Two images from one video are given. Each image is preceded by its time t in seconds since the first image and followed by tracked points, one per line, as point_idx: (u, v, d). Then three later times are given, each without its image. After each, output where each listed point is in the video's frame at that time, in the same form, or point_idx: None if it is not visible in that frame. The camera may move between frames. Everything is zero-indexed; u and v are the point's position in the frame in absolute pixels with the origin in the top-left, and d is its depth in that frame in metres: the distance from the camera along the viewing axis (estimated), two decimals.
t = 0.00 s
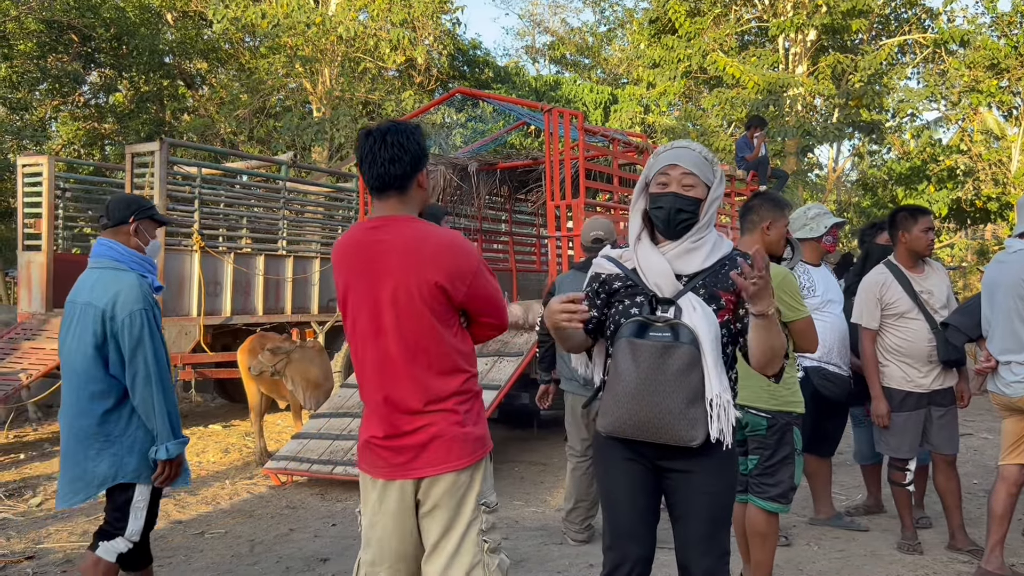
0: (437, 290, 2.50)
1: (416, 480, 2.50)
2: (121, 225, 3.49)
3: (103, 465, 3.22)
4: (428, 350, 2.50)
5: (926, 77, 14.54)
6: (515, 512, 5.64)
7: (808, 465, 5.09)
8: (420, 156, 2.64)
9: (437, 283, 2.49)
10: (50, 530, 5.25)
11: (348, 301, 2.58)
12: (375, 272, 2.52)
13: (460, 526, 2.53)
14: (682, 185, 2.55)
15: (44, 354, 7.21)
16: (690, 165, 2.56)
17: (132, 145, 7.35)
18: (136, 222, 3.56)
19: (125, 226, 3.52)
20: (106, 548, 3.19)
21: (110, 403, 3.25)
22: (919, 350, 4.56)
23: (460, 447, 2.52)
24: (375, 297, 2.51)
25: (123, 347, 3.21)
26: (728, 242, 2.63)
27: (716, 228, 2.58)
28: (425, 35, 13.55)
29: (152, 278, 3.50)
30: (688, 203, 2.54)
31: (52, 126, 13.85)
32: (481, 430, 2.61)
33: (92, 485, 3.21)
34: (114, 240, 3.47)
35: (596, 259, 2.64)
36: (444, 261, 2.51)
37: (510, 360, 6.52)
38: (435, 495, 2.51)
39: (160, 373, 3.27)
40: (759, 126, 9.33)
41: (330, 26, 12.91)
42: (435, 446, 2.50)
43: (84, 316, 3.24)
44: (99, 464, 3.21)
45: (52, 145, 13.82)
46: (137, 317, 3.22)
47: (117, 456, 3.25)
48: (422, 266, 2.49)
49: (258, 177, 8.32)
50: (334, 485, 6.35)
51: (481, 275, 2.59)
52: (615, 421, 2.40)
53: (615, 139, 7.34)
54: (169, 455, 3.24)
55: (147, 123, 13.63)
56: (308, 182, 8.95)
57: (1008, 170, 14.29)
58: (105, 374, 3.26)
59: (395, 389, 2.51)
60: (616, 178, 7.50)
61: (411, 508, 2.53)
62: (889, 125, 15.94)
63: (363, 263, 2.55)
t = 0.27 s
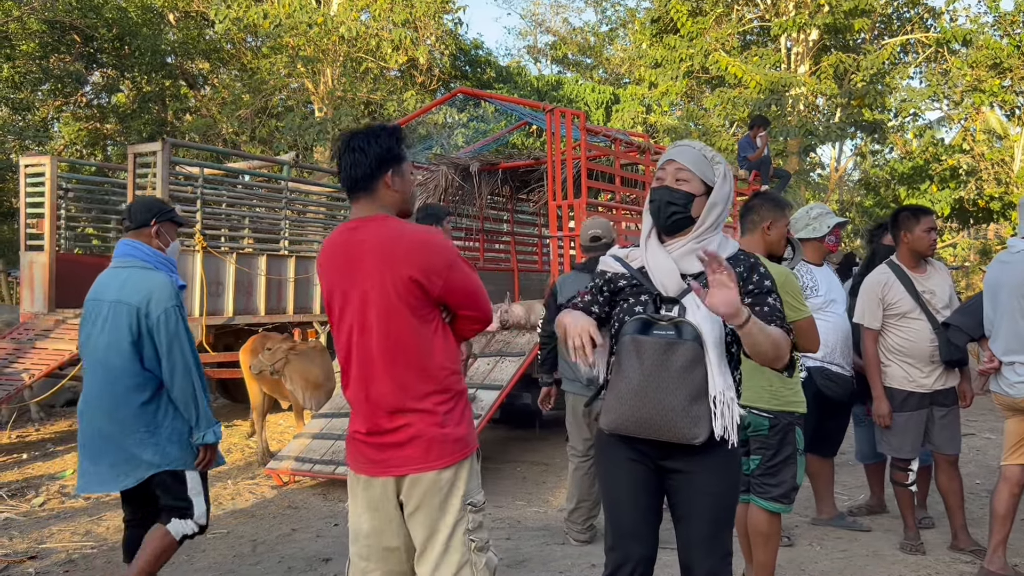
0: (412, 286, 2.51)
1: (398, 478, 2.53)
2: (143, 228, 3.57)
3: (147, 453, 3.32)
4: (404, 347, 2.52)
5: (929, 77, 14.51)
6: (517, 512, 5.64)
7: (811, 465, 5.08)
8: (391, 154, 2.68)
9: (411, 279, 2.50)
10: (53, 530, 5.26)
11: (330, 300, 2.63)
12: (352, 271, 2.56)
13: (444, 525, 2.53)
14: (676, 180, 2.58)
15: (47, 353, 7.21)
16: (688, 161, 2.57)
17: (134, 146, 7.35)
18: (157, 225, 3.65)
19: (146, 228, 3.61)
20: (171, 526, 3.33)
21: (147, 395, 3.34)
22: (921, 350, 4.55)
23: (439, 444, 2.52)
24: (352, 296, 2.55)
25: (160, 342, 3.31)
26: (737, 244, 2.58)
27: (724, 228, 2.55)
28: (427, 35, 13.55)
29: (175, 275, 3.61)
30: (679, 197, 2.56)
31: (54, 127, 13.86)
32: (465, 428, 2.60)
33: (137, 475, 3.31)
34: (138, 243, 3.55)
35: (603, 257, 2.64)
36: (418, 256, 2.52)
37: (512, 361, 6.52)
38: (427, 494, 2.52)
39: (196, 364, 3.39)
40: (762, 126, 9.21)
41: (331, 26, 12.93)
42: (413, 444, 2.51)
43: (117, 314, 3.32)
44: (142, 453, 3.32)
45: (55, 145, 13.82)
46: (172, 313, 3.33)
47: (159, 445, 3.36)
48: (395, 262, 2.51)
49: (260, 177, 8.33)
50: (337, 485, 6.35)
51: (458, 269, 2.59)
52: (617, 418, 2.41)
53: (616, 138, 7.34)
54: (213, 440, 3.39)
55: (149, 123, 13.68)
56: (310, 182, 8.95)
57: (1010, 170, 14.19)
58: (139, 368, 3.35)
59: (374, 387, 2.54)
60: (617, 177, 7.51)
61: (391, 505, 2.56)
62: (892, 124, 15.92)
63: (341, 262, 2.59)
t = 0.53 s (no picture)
0: (390, 286, 2.53)
1: (383, 477, 2.57)
2: (165, 230, 3.72)
3: (182, 444, 3.42)
4: (384, 348, 2.54)
5: (930, 77, 14.51)
6: (519, 512, 5.64)
7: (812, 464, 5.08)
8: (366, 156, 2.70)
9: (388, 279, 2.52)
10: (55, 531, 5.27)
11: (315, 302, 2.67)
12: (334, 272, 2.60)
13: (433, 528, 2.57)
14: (686, 182, 2.59)
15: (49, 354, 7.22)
16: (699, 161, 2.57)
17: (136, 146, 7.36)
18: (178, 227, 3.79)
19: (168, 230, 3.76)
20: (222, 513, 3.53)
21: (181, 389, 3.46)
22: (922, 350, 4.55)
23: (420, 444, 2.54)
24: (333, 297, 2.59)
25: (192, 336, 3.44)
26: (746, 247, 2.59)
27: (735, 231, 2.55)
28: (429, 35, 13.55)
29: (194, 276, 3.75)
30: (688, 199, 2.57)
31: (57, 127, 13.87)
32: (449, 429, 2.61)
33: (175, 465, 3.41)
34: (160, 245, 3.68)
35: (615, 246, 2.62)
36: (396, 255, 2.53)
37: (514, 360, 6.52)
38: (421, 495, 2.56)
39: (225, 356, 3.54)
40: (763, 125, 9.39)
41: (333, 27, 12.95)
42: (394, 445, 2.54)
43: (148, 313, 3.43)
44: (178, 444, 3.42)
45: (57, 145, 13.83)
46: (202, 308, 3.48)
47: (193, 436, 3.47)
48: (373, 262, 2.52)
49: (262, 177, 8.34)
50: (339, 485, 6.35)
51: (437, 268, 2.59)
52: (611, 416, 2.41)
53: (618, 138, 7.34)
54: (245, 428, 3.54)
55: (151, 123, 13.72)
56: (312, 182, 8.96)
57: (1011, 170, 14.19)
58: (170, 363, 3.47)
59: (355, 388, 2.57)
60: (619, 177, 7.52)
61: (379, 504, 2.62)
62: (894, 124, 15.91)
63: (324, 264, 2.63)
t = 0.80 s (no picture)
0: (372, 288, 2.52)
1: (370, 477, 2.59)
2: (199, 234, 3.81)
3: (217, 444, 3.46)
4: (367, 351, 2.55)
5: (931, 77, 14.50)
6: (520, 513, 5.64)
7: (813, 465, 5.08)
8: (356, 158, 2.71)
9: (369, 281, 2.52)
10: (57, 531, 5.27)
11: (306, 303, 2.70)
12: (322, 274, 2.62)
13: (420, 529, 2.57)
14: (693, 181, 2.58)
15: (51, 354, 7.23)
16: (706, 160, 2.56)
17: (138, 146, 7.38)
18: (212, 231, 3.89)
19: (203, 234, 3.85)
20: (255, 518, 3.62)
21: (219, 390, 3.50)
22: (924, 350, 4.55)
23: (403, 446, 2.54)
24: (320, 300, 2.61)
25: (233, 338, 3.49)
26: (753, 248, 2.59)
27: (742, 233, 2.55)
28: (430, 35, 13.55)
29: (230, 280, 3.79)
30: (694, 198, 2.56)
31: (58, 127, 13.88)
32: (435, 430, 2.60)
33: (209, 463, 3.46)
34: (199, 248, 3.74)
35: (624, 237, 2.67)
36: (378, 258, 2.52)
37: (515, 360, 6.51)
38: (414, 496, 2.57)
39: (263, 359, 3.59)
40: (764, 126, 9.31)
41: (335, 27, 12.97)
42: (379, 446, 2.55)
43: (192, 314, 3.47)
44: (212, 444, 3.46)
45: (58, 146, 13.82)
46: (245, 311, 3.53)
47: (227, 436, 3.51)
48: (355, 265, 2.53)
49: (263, 178, 8.34)
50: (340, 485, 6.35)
51: (421, 269, 2.57)
52: (605, 413, 2.43)
53: (619, 138, 7.34)
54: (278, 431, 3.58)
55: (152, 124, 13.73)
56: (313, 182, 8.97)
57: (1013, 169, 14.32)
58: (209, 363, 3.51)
59: (342, 389, 2.59)
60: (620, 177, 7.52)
61: (370, 504, 2.67)
62: (895, 124, 15.89)
63: (312, 267, 2.65)
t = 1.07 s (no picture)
0: (367, 290, 2.52)
1: (366, 476, 2.59)
2: (244, 240, 3.92)
3: (272, 443, 3.53)
4: (364, 353, 2.54)
5: (932, 76, 14.48)
6: (521, 512, 5.64)
7: (815, 464, 5.07)
8: (353, 160, 2.71)
9: (365, 283, 2.51)
10: (59, 531, 5.27)
11: (304, 305, 2.71)
12: (318, 277, 2.62)
13: (415, 528, 2.57)
14: (688, 173, 2.60)
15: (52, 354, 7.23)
16: (703, 154, 2.57)
17: (139, 146, 7.38)
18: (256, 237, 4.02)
19: (248, 240, 3.97)
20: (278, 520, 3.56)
21: (273, 392, 3.56)
22: (925, 349, 4.55)
23: (399, 446, 2.54)
24: (317, 302, 2.61)
25: (290, 341, 3.57)
26: (750, 244, 2.59)
27: (740, 229, 2.55)
28: (431, 35, 13.56)
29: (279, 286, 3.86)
30: (689, 189, 2.58)
31: (59, 128, 13.89)
32: (432, 431, 2.59)
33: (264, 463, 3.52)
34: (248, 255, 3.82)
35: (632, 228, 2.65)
36: (372, 260, 2.52)
37: (516, 360, 6.51)
38: (413, 495, 2.57)
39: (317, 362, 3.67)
40: (766, 125, 9.34)
41: (336, 27, 12.97)
42: (376, 448, 2.56)
43: (248, 320, 3.54)
44: (268, 443, 3.53)
45: (59, 146, 13.84)
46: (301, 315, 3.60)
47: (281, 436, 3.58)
48: (350, 267, 2.52)
49: (264, 178, 8.34)
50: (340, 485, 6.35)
51: (417, 271, 2.57)
52: (603, 412, 2.42)
53: (620, 138, 7.34)
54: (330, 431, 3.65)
55: (154, 124, 13.74)
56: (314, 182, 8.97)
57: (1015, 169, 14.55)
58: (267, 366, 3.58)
59: (339, 390, 2.59)
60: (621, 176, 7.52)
61: (367, 503, 2.67)
62: (896, 124, 15.89)
63: (310, 269, 2.65)
